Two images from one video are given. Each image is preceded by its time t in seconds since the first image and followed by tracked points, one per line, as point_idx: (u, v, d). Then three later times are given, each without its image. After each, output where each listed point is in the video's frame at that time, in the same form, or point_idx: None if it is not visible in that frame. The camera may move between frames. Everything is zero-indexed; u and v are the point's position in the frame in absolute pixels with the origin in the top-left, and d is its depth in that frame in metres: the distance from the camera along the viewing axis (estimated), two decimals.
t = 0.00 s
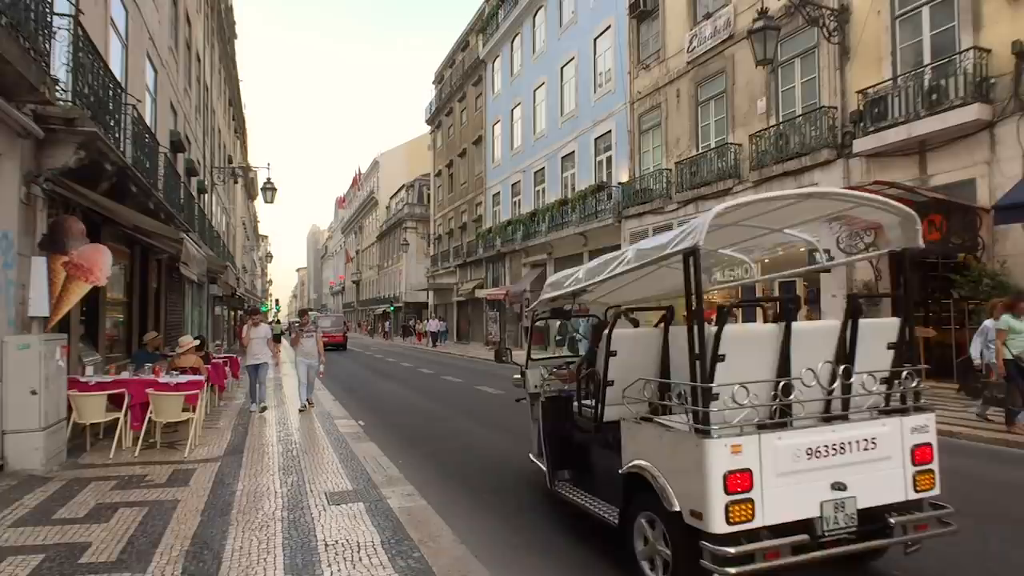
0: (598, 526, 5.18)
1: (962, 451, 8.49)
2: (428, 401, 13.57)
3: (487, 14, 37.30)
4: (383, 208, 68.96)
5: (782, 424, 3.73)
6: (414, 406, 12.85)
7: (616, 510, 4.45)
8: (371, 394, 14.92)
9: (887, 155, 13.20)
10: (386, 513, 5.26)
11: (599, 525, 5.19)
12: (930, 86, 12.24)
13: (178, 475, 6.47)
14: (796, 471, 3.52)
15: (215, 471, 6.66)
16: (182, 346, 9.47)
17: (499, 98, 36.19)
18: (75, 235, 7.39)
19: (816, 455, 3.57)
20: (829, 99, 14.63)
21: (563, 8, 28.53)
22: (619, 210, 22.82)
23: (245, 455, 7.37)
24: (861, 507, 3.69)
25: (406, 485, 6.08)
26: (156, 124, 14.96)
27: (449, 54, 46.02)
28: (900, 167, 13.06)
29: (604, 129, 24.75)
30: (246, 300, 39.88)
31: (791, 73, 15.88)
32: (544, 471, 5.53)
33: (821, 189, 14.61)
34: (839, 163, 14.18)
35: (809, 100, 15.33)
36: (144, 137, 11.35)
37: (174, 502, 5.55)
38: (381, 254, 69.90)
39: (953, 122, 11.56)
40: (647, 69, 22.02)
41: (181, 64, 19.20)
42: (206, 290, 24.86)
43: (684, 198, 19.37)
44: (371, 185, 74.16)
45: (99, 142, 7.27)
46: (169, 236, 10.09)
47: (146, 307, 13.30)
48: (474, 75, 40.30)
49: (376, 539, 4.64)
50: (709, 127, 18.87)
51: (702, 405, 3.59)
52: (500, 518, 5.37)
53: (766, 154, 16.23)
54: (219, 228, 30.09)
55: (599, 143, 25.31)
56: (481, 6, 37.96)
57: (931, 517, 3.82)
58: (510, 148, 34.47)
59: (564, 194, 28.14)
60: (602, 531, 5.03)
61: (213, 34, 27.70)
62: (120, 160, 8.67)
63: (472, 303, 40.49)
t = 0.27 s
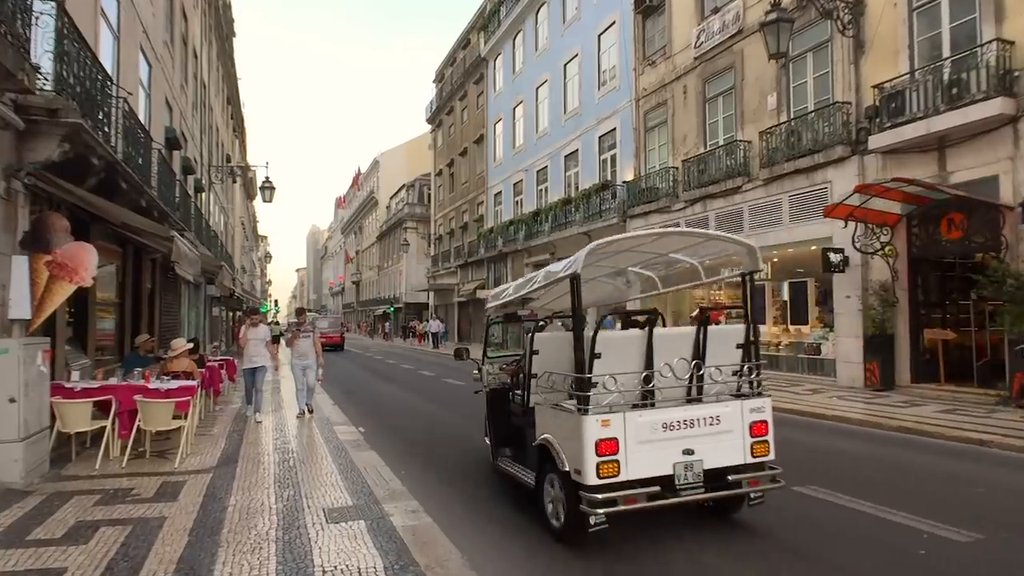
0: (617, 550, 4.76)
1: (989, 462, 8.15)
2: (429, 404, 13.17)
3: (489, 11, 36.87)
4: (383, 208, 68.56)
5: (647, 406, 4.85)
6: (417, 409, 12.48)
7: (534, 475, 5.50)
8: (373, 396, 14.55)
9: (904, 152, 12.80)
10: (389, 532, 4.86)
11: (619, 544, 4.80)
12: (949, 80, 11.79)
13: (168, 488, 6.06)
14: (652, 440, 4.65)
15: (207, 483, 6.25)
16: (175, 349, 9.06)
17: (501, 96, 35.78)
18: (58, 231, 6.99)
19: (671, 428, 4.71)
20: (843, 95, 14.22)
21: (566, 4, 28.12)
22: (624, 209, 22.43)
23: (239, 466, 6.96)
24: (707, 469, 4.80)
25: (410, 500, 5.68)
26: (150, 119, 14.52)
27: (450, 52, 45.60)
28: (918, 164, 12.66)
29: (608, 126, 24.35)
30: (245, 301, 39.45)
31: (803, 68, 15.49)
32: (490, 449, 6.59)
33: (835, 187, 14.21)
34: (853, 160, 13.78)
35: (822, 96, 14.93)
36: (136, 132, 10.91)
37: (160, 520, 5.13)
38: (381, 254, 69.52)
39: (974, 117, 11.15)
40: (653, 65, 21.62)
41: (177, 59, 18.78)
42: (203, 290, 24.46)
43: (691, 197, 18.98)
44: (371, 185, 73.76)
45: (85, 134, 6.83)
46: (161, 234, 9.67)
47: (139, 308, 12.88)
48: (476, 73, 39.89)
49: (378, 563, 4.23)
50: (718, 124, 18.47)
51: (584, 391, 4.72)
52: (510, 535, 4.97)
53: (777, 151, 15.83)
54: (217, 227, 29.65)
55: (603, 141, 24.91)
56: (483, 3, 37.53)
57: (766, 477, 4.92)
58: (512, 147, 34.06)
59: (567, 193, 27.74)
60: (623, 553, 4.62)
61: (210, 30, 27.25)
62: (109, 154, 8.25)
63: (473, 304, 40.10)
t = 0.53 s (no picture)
0: (646, 568, 4.42)
1: (1019, 466, 7.82)
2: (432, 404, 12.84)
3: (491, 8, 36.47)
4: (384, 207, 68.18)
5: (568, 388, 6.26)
6: (420, 411, 12.16)
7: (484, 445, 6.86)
8: (374, 397, 14.23)
9: (922, 146, 12.44)
10: (397, 546, 4.51)
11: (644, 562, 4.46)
12: (972, 72, 11.39)
13: (162, 496, 5.70)
14: (570, 414, 6.04)
15: (202, 490, 5.90)
16: (170, 349, 8.71)
17: (504, 93, 35.40)
18: (45, 224, 6.64)
19: (585, 405, 6.10)
20: (858, 88, 13.85)
21: None
22: (629, 207, 22.08)
23: (237, 472, 6.60)
24: (616, 437, 6.19)
25: (418, 510, 5.32)
26: (145, 112, 14.13)
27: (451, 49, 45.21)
28: (936, 159, 12.30)
29: (613, 123, 23.99)
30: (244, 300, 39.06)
31: (815, 61, 15.13)
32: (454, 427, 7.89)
33: (849, 183, 13.86)
34: (868, 155, 13.43)
35: (835, 90, 14.57)
36: (130, 124, 10.53)
37: (151, 533, 4.77)
38: (382, 253, 69.16)
39: (997, 109, 10.72)
40: (659, 60, 21.26)
41: (175, 53, 18.39)
42: (202, 289, 24.11)
43: (699, 194, 18.62)
44: (371, 184, 73.36)
45: (75, 121, 6.45)
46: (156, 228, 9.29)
47: (134, 306, 12.51)
48: (477, 71, 39.51)
49: None
50: (726, 120, 18.11)
51: (517, 375, 6.09)
52: (533, 554, 4.64)
53: (788, 146, 15.48)
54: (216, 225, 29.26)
55: (608, 137, 24.56)
56: None
57: (663, 443, 6.29)
58: (515, 145, 33.70)
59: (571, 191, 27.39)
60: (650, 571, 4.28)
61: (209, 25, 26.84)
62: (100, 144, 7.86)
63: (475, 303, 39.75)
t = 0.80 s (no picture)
0: None
1: None
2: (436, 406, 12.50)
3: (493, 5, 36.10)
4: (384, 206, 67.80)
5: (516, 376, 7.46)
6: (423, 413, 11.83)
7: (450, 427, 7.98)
8: (377, 398, 13.90)
9: (942, 139, 12.07)
10: (407, 564, 4.17)
11: None
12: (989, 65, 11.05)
13: (154, 507, 5.35)
14: (516, 397, 7.23)
15: (197, 500, 5.54)
16: (166, 350, 8.36)
17: (506, 91, 35.05)
18: (33, 218, 6.42)
19: (529, 390, 7.28)
20: (873, 82, 13.50)
21: None
22: (635, 205, 21.73)
23: (235, 480, 6.25)
24: (555, 417, 7.35)
25: (428, 523, 4.97)
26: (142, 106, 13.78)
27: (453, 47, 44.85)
28: (956, 153, 11.94)
29: (618, 120, 23.64)
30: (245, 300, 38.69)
31: (828, 55, 14.79)
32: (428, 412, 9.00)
33: (864, 179, 13.50)
34: (884, 150, 13.07)
35: (848, 84, 14.22)
36: (125, 117, 10.17)
37: (141, 549, 4.41)
38: (382, 253, 68.79)
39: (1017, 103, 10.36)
40: (665, 56, 20.91)
41: (174, 47, 18.03)
42: (202, 288, 23.75)
43: (707, 191, 18.27)
44: (372, 183, 72.99)
45: (65, 109, 6.11)
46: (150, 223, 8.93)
47: (130, 306, 12.15)
48: (479, 68, 39.15)
49: None
50: (735, 116, 17.76)
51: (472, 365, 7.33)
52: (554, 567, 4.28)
53: (800, 142, 15.13)
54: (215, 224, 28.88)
55: (613, 134, 24.21)
56: None
57: (595, 423, 7.41)
58: (517, 143, 33.35)
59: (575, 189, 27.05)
60: None
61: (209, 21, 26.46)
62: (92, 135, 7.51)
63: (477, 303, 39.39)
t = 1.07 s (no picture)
0: None
1: None
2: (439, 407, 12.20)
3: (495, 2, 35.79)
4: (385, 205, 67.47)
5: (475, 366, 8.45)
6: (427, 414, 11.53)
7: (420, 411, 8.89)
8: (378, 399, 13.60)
9: (959, 133, 11.73)
10: None
11: None
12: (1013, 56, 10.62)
13: (143, 519, 5.00)
14: (475, 384, 8.22)
15: (188, 511, 5.20)
16: (159, 350, 8.05)
17: (508, 89, 34.73)
18: (15, 211, 6.16)
19: (487, 378, 8.27)
20: (886, 76, 13.16)
21: None
22: (639, 203, 21.42)
23: (232, 488, 5.91)
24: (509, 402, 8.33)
25: (436, 536, 4.62)
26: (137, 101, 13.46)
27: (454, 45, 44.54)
28: (975, 148, 11.60)
29: (622, 117, 23.33)
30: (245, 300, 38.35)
31: (839, 49, 14.46)
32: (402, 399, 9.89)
33: (878, 174, 13.18)
34: (899, 145, 12.74)
35: (860, 78, 13.89)
36: (118, 110, 9.85)
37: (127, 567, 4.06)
38: (383, 252, 68.46)
39: None
40: (671, 51, 20.59)
41: (171, 42, 17.70)
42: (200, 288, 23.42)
43: (714, 189, 17.94)
44: (372, 182, 72.67)
45: (50, 96, 5.79)
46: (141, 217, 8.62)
47: (124, 305, 11.82)
48: (480, 66, 38.83)
49: None
50: (743, 112, 17.43)
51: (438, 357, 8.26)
52: None
53: (810, 138, 14.80)
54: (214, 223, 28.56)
55: (617, 132, 23.90)
56: None
57: (543, 407, 8.45)
58: (519, 141, 33.04)
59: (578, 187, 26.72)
60: None
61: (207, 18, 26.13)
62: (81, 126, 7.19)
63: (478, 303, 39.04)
